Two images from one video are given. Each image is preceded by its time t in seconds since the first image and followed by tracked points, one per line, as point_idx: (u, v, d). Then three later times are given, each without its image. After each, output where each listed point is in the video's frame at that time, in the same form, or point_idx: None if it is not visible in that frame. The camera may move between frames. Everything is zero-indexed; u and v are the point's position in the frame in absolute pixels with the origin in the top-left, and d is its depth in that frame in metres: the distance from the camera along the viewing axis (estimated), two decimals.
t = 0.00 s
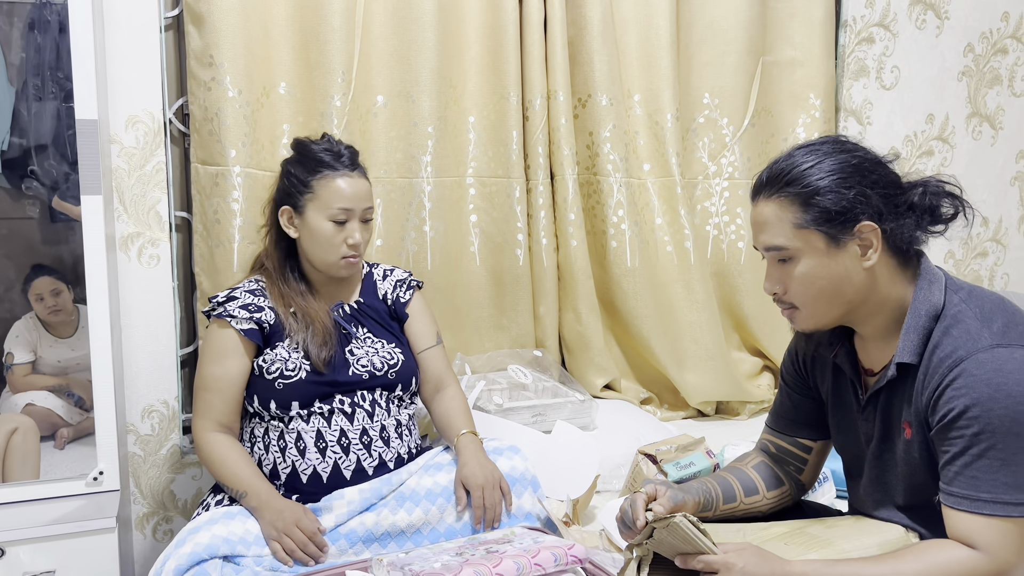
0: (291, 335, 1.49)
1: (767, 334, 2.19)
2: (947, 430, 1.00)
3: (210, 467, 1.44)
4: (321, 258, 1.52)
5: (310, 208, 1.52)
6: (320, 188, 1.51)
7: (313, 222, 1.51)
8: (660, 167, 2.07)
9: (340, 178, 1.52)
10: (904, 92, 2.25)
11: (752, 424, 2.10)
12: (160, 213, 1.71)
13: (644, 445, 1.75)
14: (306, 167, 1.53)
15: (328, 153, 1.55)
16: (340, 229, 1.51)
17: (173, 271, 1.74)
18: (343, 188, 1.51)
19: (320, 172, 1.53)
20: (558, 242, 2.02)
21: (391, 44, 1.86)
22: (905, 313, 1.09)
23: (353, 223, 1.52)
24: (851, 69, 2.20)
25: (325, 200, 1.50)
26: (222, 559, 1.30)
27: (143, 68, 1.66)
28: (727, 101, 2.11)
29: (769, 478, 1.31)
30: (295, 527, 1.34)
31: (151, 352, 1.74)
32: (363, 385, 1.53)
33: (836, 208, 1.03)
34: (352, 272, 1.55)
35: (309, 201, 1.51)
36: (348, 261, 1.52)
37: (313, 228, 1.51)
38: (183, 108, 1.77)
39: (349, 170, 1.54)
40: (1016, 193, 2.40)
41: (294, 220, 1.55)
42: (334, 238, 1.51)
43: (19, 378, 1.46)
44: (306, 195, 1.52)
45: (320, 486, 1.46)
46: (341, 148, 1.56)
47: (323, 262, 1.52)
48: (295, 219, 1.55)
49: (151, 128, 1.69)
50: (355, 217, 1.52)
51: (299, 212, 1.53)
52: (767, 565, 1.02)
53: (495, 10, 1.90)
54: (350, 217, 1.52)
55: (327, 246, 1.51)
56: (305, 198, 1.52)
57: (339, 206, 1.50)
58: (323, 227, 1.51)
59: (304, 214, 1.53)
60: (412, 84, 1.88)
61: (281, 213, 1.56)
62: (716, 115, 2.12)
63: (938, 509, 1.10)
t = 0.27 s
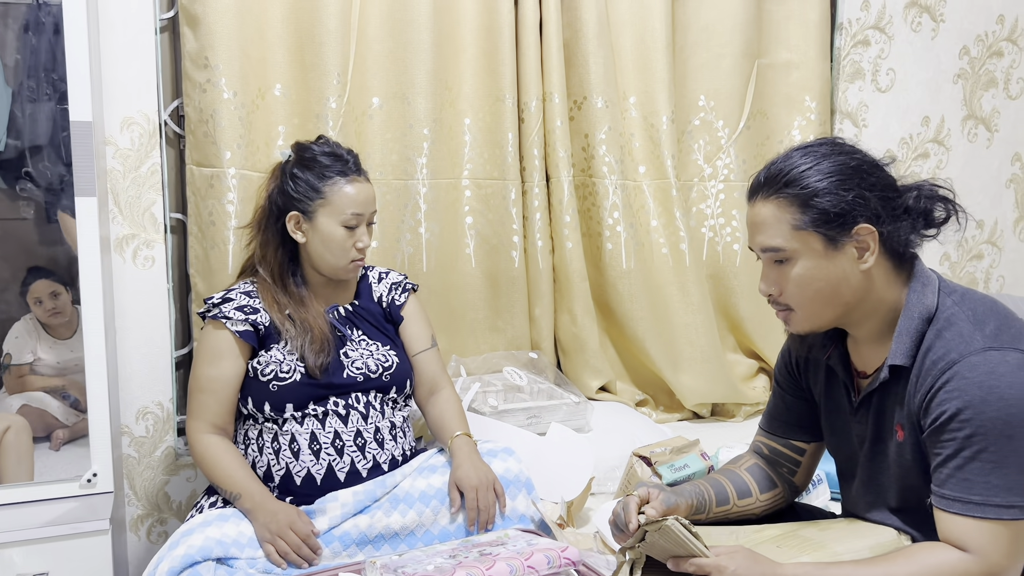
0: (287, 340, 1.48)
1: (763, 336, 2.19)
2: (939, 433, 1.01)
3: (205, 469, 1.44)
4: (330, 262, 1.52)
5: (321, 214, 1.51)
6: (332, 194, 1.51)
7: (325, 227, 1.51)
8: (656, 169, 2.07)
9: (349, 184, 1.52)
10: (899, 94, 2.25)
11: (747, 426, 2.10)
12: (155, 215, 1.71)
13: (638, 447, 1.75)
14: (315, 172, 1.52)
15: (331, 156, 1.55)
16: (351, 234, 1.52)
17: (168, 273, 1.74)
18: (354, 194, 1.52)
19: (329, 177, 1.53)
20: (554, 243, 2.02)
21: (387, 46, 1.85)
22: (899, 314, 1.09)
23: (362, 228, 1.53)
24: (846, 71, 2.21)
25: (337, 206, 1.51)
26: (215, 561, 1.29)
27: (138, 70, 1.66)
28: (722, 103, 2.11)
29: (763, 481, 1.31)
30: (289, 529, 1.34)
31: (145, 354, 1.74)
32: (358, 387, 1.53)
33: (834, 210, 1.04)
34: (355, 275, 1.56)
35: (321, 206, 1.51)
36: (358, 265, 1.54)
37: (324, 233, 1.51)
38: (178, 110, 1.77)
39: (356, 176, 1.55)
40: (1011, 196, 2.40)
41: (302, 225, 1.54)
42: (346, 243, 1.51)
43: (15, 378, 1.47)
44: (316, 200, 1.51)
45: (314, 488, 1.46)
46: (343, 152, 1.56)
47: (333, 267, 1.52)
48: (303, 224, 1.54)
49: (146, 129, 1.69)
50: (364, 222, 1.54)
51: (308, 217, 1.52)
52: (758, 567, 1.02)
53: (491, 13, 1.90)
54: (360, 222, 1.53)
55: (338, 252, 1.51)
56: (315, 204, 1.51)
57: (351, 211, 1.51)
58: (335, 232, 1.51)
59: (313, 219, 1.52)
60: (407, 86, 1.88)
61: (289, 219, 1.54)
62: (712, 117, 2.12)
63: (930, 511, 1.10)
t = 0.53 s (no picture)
0: (282, 345, 1.50)
1: (756, 341, 2.20)
2: (929, 439, 1.01)
3: (198, 474, 1.44)
4: (324, 268, 1.52)
5: (315, 220, 1.52)
6: (326, 200, 1.52)
7: (319, 233, 1.52)
8: (650, 175, 2.08)
9: (344, 190, 1.53)
10: (892, 100, 2.26)
11: (740, 431, 2.10)
12: (149, 221, 1.72)
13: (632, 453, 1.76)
14: (309, 178, 1.53)
15: (325, 163, 1.56)
16: (345, 240, 1.52)
17: (162, 279, 1.75)
18: (348, 200, 1.52)
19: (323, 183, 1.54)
20: (548, 249, 2.03)
21: (381, 52, 1.86)
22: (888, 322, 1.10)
23: (356, 234, 1.54)
24: (839, 78, 2.22)
25: (331, 212, 1.51)
26: (208, 567, 1.29)
27: (133, 76, 1.67)
28: (716, 109, 2.12)
29: (754, 487, 1.31)
30: (282, 535, 1.34)
31: (139, 360, 1.74)
32: (352, 393, 1.53)
33: (830, 217, 1.04)
34: (349, 281, 1.56)
35: (315, 212, 1.52)
36: (351, 271, 1.54)
37: (318, 239, 1.51)
38: (173, 116, 1.77)
39: (351, 182, 1.55)
40: (1004, 202, 2.41)
41: (296, 231, 1.54)
42: (340, 248, 1.52)
43: (10, 382, 1.47)
44: (310, 206, 1.52)
45: (308, 494, 1.46)
46: (338, 159, 1.57)
47: (327, 272, 1.53)
48: (297, 230, 1.54)
49: (141, 136, 1.69)
50: (358, 228, 1.54)
51: (303, 223, 1.53)
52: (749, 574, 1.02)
53: (485, 20, 1.91)
54: (354, 228, 1.53)
55: (332, 257, 1.51)
56: (309, 209, 1.52)
57: (345, 217, 1.52)
58: (329, 238, 1.51)
59: (307, 225, 1.53)
60: (402, 92, 1.88)
61: (283, 224, 1.55)
62: (705, 123, 2.13)
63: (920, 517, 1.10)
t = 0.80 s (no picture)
0: (282, 350, 1.50)
1: (753, 346, 2.21)
2: (922, 443, 1.03)
3: (199, 477, 1.45)
4: (330, 274, 1.54)
5: (321, 226, 1.53)
6: (332, 206, 1.53)
7: (325, 239, 1.53)
8: (648, 181, 2.10)
9: (349, 197, 1.55)
10: (889, 107, 2.28)
11: (737, 435, 2.12)
12: (151, 226, 1.73)
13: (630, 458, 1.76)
14: (315, 185, 1.54)
15: (327, 169, 1.58)
16: (351, 245, 1.54)
17: (164, 283, 1.76)
18: (354, 206, 1.54)
19: (328, 189, 1.55)
20: (547, 254, 2.04)
21: (382, 59, 1.88)
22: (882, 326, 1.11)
23: (361, 240, 1.56)
24: (835, 85, 2.24)
25: (337, 218, 1.53)
26: (209, 569, 1.31)
27: (136, 83, 1.69)
28: (713, 116, 2.14)
29: (750, 490, 1.33)
30: (282, 537, 1.35)
31: (140, 364, 1.75)
32: (351, 397, 1.54)
33: (832, 220, 1.05)
34: (353, 286, 1.58)
35: (321, 218, 1.53)
36: (356, 276, 1.56)
37: (325, 245, 1.53)
38: (175, 122, 1.79)
39: (355, 189, 1.57)
40: (999, 208, 2.43)
41: (302, 237, 1.55)
42: (346, 254, 1.53)
43: (12, 387, 1.48)
44: (316, 213, 1.53)
45: (307, 498, 1.48)
46: (341, 165, 1.59)
47: (332, 277, 1.54)
48: (303, 236, 1.55)
49: (144, 142, 1.71)
50: (363, 233, 1.56)
51: (309, 229, 1.54)
52: None
53: (484, 28, 1.93)
54: (359, 233, 1.55)
55: (338, 263, 1.53)
56: (315, 215, 1.53)
57: (351, 223, 1.53)
58: (336, 244, 1.53)
59: (314, 231, 1.54)
60: (402, 99, 1.90)
61: (289, 231, 1.55)
62: (702, 130, 2.15)
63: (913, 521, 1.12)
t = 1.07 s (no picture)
0: (284, 354, 1.50)
1: (748, 350, 2.22)
2: (915, 447, 1.03)
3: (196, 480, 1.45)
4: (335, 280, 1.54)
5: (326, 232, 1.53)
6: (337, 213, 1.54)
7: (330, 245, 1.53)
8: (644, 186, 2.11)
9: (353, 203, 1.55)
10: (883, 113, 2.30)
11: (733, 439, 2.13)
12: (148, 229, 1.73)
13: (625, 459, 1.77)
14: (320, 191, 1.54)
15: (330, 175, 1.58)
16: (356, 251, 1.55)
17: (161, 286, 1.76)
18: (358, 213, 1.55)
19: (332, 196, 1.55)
20: (544, 258, 2.05)
21: (380, 64, 1.89)
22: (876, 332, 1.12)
23: (365, 246, 1.57)
24: (830, 90, 2.26)
25: (342, 225, 1.53)
26: (206, 572, 1.31)
27: (134, 87, 1.69)
28: (708, 121, 2.15)
29: (745, 493, 1.33)
30: (279, 541, 1.36)
31: (137, 367, 1.75)
32: (350, 399, 1.55)
33: (839, 221, 1.06)
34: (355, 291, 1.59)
35: (327, 225, 1.53)
36: (359, 281, 1.57)
37: (330, 251, 1.53)
38: (173, 126, 1.80)
39: (358, 195, 1.57)
40: (993, 213, 2.45)
41: (307, 244, 1.54)
42: (350, 260, 1.54)
43: (8, 389, 1.49)
44: (322, 219, 1.53)
45: (305, 500, 1.48)
46: (343, 171, 1.59)
47: (336, 282, 1.55)
48: (308, 243, 1.54)
49: (142, 145, 1.71)
50: (367, 240, 1.57)
51: (315, 236, 1.54)
52: None
53: (482, 33, 1.94)
54: (363, 240, 1.56)
55: (342, 269, 1.54)
56: (320, 222, 1.53)
57: (356, 230, 1.54)
58: (341, 250, 1.53)
59: (319, 238, 1.54)
60: (400, 103, 1.91)
61: (294, 237, 1.55)
62: (698, 135, 2.16)
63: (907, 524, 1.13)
